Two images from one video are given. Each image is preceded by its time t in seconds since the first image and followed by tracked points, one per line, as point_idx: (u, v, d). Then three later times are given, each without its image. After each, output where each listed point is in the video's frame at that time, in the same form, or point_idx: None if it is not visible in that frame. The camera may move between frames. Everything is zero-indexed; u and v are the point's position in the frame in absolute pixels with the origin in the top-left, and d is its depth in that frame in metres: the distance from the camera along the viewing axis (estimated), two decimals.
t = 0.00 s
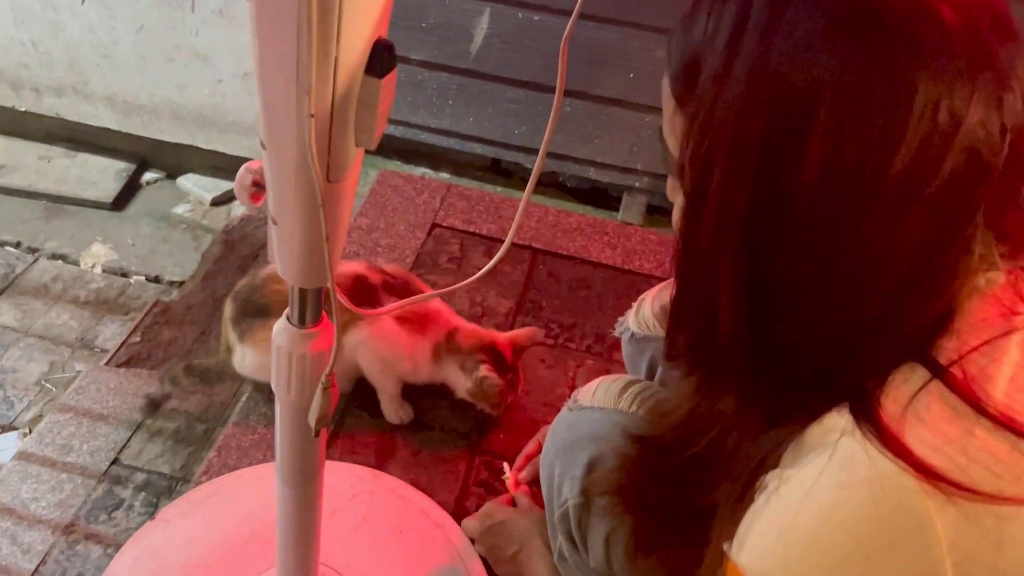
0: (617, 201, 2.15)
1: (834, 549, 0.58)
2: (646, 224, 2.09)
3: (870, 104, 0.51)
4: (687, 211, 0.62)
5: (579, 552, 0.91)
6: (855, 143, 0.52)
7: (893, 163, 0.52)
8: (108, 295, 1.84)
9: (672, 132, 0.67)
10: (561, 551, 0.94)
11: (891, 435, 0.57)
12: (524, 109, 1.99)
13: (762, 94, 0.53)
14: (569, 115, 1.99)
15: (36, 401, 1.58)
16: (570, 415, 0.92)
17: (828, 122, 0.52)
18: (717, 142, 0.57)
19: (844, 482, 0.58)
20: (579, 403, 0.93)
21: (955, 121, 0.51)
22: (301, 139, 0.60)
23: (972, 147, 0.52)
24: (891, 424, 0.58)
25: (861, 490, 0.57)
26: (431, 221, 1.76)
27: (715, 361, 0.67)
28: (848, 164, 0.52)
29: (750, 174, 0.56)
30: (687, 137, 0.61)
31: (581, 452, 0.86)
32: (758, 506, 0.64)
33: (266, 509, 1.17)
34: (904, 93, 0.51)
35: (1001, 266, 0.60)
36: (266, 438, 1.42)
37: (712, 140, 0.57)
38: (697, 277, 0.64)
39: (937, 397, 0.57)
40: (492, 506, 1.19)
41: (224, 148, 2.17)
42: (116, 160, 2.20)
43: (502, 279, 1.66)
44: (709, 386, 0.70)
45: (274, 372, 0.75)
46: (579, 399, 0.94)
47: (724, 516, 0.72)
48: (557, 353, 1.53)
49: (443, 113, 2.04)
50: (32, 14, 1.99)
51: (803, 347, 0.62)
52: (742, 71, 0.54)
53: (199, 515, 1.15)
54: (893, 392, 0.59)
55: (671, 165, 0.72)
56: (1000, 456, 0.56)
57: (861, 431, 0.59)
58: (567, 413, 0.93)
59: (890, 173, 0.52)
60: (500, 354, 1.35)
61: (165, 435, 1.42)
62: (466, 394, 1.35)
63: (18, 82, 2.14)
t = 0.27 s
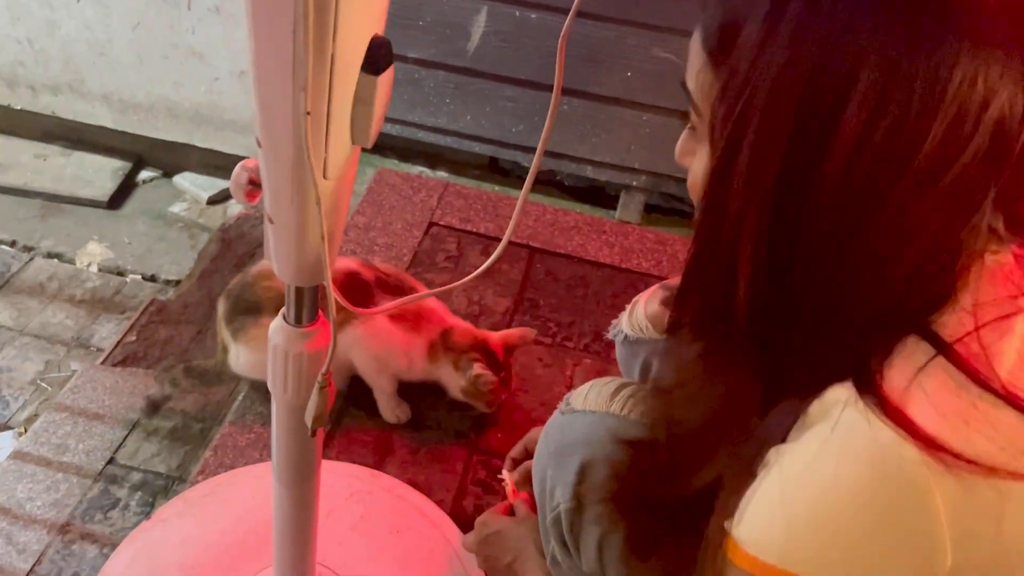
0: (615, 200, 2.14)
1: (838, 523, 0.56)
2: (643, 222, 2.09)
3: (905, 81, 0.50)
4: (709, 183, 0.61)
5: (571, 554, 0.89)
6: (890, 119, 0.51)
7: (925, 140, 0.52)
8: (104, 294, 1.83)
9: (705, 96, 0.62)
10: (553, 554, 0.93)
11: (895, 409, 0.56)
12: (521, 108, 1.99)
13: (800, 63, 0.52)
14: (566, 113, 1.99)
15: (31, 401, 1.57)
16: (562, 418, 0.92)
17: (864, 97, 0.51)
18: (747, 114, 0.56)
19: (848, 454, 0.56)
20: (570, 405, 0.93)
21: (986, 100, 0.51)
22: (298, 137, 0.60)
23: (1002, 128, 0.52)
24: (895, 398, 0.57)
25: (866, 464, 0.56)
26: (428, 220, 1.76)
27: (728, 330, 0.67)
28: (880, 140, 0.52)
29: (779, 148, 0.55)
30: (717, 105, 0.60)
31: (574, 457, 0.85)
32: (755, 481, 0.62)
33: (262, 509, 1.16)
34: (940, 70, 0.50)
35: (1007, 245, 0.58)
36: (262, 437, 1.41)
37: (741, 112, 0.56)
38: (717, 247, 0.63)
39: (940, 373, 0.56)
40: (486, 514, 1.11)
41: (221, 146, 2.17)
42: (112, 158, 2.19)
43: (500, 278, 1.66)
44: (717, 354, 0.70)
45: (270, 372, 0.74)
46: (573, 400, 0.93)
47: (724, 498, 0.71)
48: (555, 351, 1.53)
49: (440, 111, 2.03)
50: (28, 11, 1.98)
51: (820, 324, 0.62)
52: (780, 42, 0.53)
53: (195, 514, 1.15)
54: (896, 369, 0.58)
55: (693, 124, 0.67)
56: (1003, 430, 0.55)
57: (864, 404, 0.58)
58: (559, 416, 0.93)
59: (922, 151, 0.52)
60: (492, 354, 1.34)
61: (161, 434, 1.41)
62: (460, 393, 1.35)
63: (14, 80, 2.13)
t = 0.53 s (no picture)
0: (611, 199, 2.14)
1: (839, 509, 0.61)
2: (639, 222, 2.09)
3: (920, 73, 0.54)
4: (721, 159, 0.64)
5: (570, 545, 0.93)
6: (905, 111, 0.55)
7: (933, 134, 0.55)
8: (99, 294, 1.83)
9: (710, 84, 0.68)
10: (552, 543, 0.96)
11: (896, 399, 0.60)
12: (517, 107, 1.99)
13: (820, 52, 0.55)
14: (562, 113, 1.99)
15: (26, 401, 1.57)
16: (559, 411, 0.93)
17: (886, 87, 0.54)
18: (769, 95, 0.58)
19: (850, 446, 0.60)
20: (568, 398, 0.94)
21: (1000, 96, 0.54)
22: (290, 140, 0.60)
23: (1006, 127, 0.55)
24: (895, 389, 0.61)
25: (867, 454, 0.60)
26: (424, 219, 1.76)
27: (735, 311, 0.70)
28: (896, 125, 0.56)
29: (798, 133, 0.58)
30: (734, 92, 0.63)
31: (573, 445, 0.87)
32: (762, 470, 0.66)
33: (257, 510, 1.16)
34: (953, 67, 0.53)
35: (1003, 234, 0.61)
36: (257, 437, 1.41)
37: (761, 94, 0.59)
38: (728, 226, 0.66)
39: (938, 361, 0.60)
40: (478, 514, 1.22)
41: (217, 146, 2.17)
42: (107, 157, 2.19)
43: (495, 277, 1.66)
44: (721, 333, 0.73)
45: (263, 373, 0.74)
46: (569, 395, 0.94)
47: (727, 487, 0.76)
48: (550, 352, 1.53)
49: (436, 111, 2.03)
50: (23, 10, 1.98)
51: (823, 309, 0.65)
52: (804, 26, 0.56)
53: (189, 515, 1.15)
54: (896, 356, 0.62)
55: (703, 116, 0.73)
56: (1000, 420, 0.59)
57: (866, 394, 0.62)
58: (556, 409, 0.94)
59: (931, 146, 0.55)
60: (484, 355, 1.35)
61: (156, 435, 1.41)
62: (453, 392, 1.35)
63: (10, 78, 2.13)
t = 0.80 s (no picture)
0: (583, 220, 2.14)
1: (805, 544, 0.61)
2: (611, 243, 2.09)
3: (936, 102, 0.53)
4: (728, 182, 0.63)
5: None
6: (917, 139, 0.54)
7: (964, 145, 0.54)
8: (61, 315, 1.79)
9: (705, 92, 0.66)
10: None
11: (865, 434, 0.61)
12: (488, 127, 1.99)
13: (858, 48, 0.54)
14: (533, 133, 1.99)
15: None
16: (527, 438, 0.91)
17: (902, 118, 0.54)
18: (779, 126, 0.58)
19: (818, 481, 0.61)
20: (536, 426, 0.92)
21: (1012, 124, 0.54)
22: (250, 163, 0.59)
23: None
24: (864, 424, 0.61)
25: (834, 491, 0.60)
26: (394, 240, 1.74)
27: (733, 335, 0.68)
28: (923, 140, 0.54)
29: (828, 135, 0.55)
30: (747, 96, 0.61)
31: (541, 474, 0.84)
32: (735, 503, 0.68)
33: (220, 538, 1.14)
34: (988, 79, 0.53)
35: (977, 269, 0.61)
36: (223, 462, 1.39)
37: (771, 124, 0.58)
38: (730, 254, 0.65)
39: (907, 395, 0.61)
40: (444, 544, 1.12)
41: (184, 164, 2.14)
42: (72, 175, 2.15)
43: (466, 299, 1.65)
44: (712, 363, 0.71)
45: (225, 400, 0.72)
46: (537, 422, 0.92)
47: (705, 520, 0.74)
48: (521, 374, 1.52)
49: (407, 130, 2.02)
50: None
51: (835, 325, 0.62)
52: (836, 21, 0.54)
53: (149, 544, 1.12)
54: (868, 388, 0.63)
55: (689, 136, 0.69)
56: (969, 456, 0.59)
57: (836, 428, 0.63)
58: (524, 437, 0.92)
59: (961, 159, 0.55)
60: (451, 375, 1.34)
61: (117, 460, 1.38)
62: (420, 414, 1.34)
63: None
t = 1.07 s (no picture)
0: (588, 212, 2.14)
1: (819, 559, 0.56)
2: (617, 235, 2.09)
3: (952, 104, 0.50)
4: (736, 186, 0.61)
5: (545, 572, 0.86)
6: (930, 144, 0.51)
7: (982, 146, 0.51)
8: (69, 306, 1.79)
9: (710, 95, 0.64)
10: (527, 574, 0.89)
11: (876, 439, 0.57)
12: (493, 119, 1.98)
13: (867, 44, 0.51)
14: (539, 125, 1.98)
15: None
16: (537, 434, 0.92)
17: (915, 118, 0.51)
18: (789, 123, 0.55)
19: (829, 489, 0.56)
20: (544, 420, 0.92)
21: None
22: (259, 153, 0.59)
23: None
24: (877, 429, 0.57)
25: (847, 500, 0.55)
26: (400, 231, 1.74)
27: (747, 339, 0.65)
28: (938, 140, 0.51)
29: (837, 137, 0.53)
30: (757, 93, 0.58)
31: (549, 472, 0.84)
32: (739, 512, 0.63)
33: (227, 527, 1.14)
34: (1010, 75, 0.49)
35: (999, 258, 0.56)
36: (230, 452, 1.39)
37: (782, 122, 0.55)
38: (743, 257, 0.62)
39: (922, 397, 0.56)
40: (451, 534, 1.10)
41: (190, 156, 2.14)
42: (78, 167, 2.16)
43: (471, 290, 1.65)
44: (728, 367, 0.68)
45: (233, 389, 0.73)
46: (545, 417, 0.93)
47: (709, 527, 0.70)
48: (527, 365, 1.52)
49: (413, 122, 2.02)
50: None
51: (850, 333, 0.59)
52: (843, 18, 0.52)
53: (157, 533, 1.12)
54: (884, 392, 0.58)
55: (694, 138, 0.68)
56: (983, 462, 0.55)
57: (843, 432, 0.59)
58: (532, 431, 0.93)
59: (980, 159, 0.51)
60: (456, 361, 1.34)
61: (125, 450, 1.38)
62: (425, 401, 1.34)
63: None
